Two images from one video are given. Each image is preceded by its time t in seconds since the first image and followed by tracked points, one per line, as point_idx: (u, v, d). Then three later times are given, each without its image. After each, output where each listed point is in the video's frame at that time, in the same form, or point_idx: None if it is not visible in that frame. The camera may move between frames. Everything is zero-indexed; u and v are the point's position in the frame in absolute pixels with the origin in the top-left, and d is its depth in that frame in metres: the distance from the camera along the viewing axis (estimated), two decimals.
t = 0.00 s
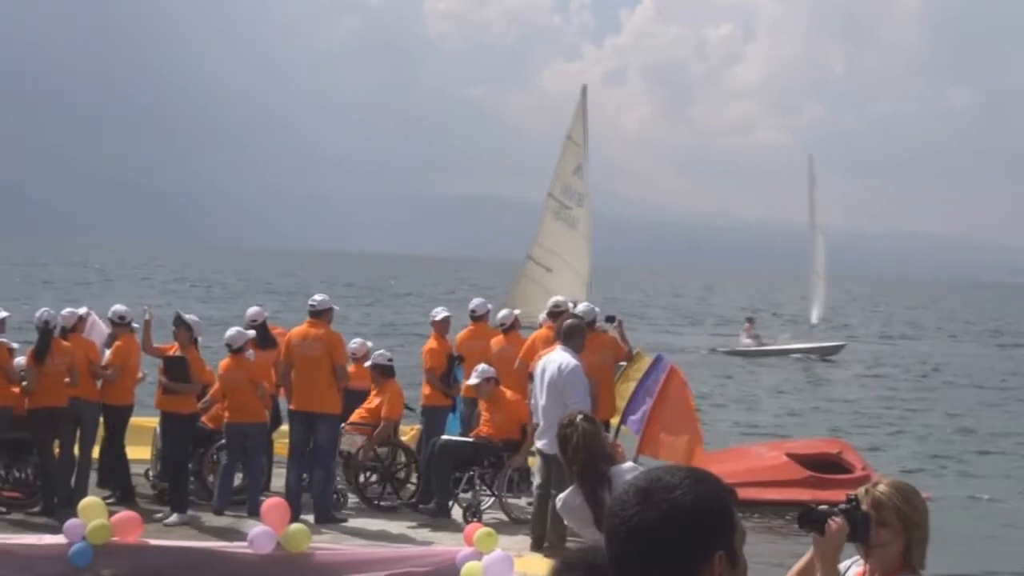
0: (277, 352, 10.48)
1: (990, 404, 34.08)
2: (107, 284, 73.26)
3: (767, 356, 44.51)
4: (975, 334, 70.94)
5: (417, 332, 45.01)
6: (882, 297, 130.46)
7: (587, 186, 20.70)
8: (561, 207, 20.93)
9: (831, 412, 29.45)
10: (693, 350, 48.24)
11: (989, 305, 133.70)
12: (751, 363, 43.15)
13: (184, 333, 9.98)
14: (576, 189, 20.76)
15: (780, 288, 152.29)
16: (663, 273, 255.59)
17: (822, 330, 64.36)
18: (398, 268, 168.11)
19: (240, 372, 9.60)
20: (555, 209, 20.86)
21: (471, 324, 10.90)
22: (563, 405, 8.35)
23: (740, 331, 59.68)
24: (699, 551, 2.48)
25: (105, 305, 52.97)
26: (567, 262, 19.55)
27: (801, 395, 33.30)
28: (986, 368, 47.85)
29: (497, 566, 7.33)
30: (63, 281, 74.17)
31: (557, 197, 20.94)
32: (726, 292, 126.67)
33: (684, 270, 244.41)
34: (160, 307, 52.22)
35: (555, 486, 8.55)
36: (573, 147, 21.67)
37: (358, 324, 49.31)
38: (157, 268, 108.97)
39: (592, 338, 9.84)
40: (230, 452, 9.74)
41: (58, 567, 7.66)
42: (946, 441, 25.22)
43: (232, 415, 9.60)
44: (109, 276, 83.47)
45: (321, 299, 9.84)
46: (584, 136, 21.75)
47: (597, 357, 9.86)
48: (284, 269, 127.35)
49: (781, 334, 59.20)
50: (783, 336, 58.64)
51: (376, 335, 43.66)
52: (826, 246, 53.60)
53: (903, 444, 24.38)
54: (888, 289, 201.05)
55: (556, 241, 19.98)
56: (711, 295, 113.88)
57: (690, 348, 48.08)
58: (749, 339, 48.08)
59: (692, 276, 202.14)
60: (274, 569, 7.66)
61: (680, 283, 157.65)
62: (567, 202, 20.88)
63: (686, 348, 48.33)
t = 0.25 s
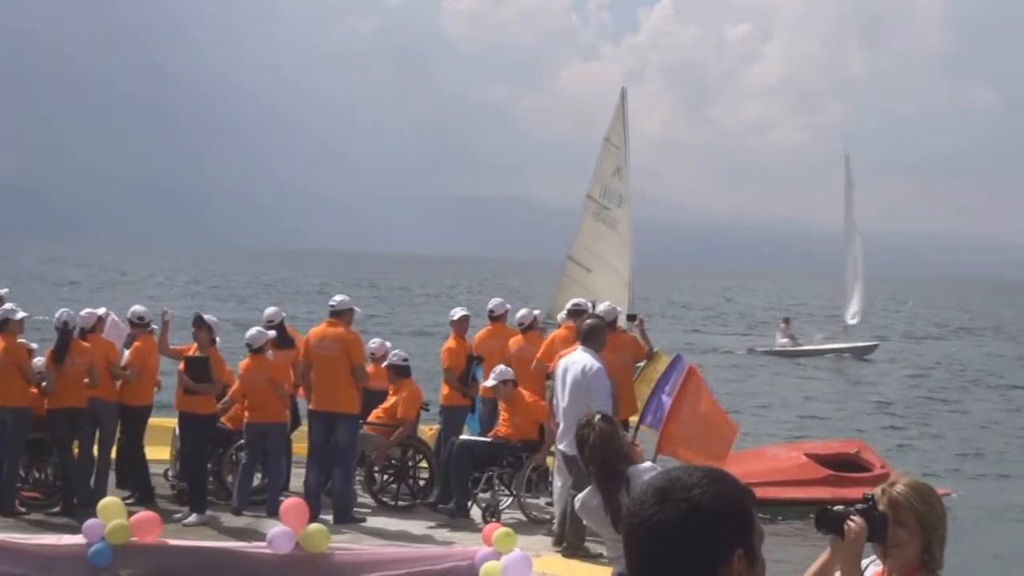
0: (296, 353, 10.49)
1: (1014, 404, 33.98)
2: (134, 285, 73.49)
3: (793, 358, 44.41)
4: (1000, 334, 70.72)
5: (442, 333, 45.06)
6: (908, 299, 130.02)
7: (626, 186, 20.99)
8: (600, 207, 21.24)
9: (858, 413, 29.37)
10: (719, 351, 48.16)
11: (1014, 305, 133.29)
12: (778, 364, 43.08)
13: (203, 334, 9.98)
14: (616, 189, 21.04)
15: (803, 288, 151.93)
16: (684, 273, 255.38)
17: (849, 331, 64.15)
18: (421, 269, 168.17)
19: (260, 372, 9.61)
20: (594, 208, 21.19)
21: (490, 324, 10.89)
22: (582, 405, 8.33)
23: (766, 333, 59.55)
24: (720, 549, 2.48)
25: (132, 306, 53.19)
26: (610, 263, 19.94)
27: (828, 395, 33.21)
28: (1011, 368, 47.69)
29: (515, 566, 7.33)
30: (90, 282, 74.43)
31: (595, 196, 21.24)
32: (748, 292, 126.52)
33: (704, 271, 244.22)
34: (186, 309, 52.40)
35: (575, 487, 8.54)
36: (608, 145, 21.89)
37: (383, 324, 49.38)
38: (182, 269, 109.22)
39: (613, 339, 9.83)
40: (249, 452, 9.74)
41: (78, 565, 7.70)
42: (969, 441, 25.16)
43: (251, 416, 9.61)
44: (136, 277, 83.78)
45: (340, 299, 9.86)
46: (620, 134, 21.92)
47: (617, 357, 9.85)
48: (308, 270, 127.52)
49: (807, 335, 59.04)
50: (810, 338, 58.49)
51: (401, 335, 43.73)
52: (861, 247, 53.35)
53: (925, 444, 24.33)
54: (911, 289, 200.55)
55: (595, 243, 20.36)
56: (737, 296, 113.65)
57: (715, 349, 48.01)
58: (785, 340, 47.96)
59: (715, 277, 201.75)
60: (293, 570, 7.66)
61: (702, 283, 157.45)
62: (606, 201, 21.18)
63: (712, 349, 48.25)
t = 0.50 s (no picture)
0: (313, 353, 10.49)
1: None
2: (158, 287, 73.56)
3: (817, 360, 44.29)
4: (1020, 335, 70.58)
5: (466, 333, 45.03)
6: (934, 300, 129.53)
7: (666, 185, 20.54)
8: (640, 206, 20.81)
9: (884, 415, 29.27)
10: (743, 352, 48.05)
11: None
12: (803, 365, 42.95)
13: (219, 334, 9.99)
14: (657, 188, 20.61)
15: (821, 288, 151.73)
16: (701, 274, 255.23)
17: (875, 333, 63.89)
18: (443, 270, 168.05)
19: (279, 372, 9.63)
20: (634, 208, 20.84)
21: (508, 323, 10.88)
22: (602, 406, 8.33)
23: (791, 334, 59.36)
24: (739, 545, 2.48)
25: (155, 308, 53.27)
26: (649, 263, 19.58)
27: (847, 396, 33.17)
28: None
29: (533, 566, 7.33)
30: (114, 284, 74.55)
31: (633, 197, 20.94)
32: (767, 292, 126.42)
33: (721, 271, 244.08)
34: (209, 310, 52.49)
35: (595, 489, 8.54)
36: (651, 147, 21.49)
37: (406, 326, 49.39)
38: (204, 270, 109.34)
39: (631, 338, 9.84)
40: (268, 452, 9.77)
41: (97, 566, 7.72)
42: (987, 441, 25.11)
43: (271, 416, 9.62)
44: (161, 279, 83.93)
45: (358, 299, 9.87)
46: (662, 134, 21.47)
47: (635, 357, 9.85)
48: (330, 271, 127.50)
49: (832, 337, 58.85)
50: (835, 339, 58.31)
51: (424, 336, 43.72)
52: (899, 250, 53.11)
53: (943, 443, 24.30)
54: (928, 289, 200.18)
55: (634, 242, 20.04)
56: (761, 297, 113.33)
57: (740, 350, 47.89)
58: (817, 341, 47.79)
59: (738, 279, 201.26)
60: (312, 569, 7.67)
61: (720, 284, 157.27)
62: (647, 201, 20.74)
63: (736, 350, 48.14)
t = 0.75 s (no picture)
0: (329, 353, 10.50)
1: None
2: (183, 288, 73.64)
3: (844, 361, 44.12)
4: None
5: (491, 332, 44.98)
6: (961, 301, 129.00)
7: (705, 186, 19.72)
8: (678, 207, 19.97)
9: (912, 416, 29.13)
10: (769, 351, 47.90)
11: None
12: (830, 365, 42.78)
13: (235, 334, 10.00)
14: (694, 189, 19.78)
15: (842, 288, 151.28)
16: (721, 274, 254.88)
17: (901, 332, 63.61)
18: (465, 270, 167.92)
19: (297, 373, 9.64)
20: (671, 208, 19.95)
21: (524, 324, 10.87)
22: (620, 406, 8.33)
23: (818, 334, 59.13)
24: (758, 544, 2.49)
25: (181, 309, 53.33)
26: (687, 264, 18.68)
27: (867, 395, 33.07)
28: None
29: (549, 566, 7.33)
30: (140, 286, 74.62)
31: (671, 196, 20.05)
32: (788, 292, 126.04)
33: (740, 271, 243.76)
34: (234, 312, 52.53)
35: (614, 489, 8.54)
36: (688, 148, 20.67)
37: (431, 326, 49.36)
38: (229, 271, 109.43)
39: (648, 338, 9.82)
40: (285, 452, 9.78)
41: (114, 566, 7.73)
42: (1008, 442, 25.00)
43: (289, 417, 9.64)
44: (188, 280, 84.03)
45: (375, 300, 9.87)
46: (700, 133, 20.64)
47: (653, 357, 9.85)
48: (353, 271, 127.47)
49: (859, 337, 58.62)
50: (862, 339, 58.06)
51: (449, 337, 43.68)
52: (930, 250, 52.84)
53: (963, 444, 24.20)
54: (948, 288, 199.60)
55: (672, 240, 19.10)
56: (788, 297, 112.96)
57: (766, 350, 47.73)
58: (848, 341, 47.59)
59: (762, 280, 200.72)
60: (328, 569, 7.68)
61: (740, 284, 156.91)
62: (685, 201, 19.87)
63: (763, 351, 47.99)
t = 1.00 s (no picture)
0: (346, 353, 10.50)
1: None
2: (208, 288, 73.88)
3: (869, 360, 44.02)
4: None
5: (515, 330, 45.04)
6: (987, 301, 128.65)
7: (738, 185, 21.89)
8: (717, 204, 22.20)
9: (938, 415, 29.02)
10: (793, 350, 47.82)
11: None
12: (855, 364, 42.70)
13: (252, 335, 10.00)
14: (729, 188, 21.93)
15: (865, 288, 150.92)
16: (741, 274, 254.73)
17: (926, 332, 63.42)
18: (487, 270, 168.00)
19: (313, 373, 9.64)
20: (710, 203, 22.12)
21: (540, 324, 10.86)
22: (637, 406, 8.33)
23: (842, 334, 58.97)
24: (778, 543, 2.48)
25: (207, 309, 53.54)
26: (725, 265, 20.97)
27: (890, 396, 33.00)
28: None
29: (566, 566, 7.33)
30: (167, 286, 74.96)
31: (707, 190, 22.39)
32: (812, 292, 125.77)
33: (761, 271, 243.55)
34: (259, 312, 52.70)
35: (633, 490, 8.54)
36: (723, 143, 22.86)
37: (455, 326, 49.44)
38: (252, 271, 109.74)
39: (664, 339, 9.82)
40: (301, 452, 9.79)
41: (131, 566, 7.74)
42: None
43: (305, 417, 9.64)
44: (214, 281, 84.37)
45: (391, 301, 9.87)
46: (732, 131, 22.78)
47: (667, 358, 9.82)
48: (375, 271, 127.64)
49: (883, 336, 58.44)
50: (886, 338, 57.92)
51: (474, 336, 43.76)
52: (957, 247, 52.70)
53: (988, 445, 24.14)
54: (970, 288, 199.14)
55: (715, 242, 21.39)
56: (811, 296, 112.69)
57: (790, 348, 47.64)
58: (878, 341, 47.44)
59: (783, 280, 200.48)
60: (345, 569, 7.69)
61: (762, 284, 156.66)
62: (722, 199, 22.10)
63: (787, 349, 47.89)
